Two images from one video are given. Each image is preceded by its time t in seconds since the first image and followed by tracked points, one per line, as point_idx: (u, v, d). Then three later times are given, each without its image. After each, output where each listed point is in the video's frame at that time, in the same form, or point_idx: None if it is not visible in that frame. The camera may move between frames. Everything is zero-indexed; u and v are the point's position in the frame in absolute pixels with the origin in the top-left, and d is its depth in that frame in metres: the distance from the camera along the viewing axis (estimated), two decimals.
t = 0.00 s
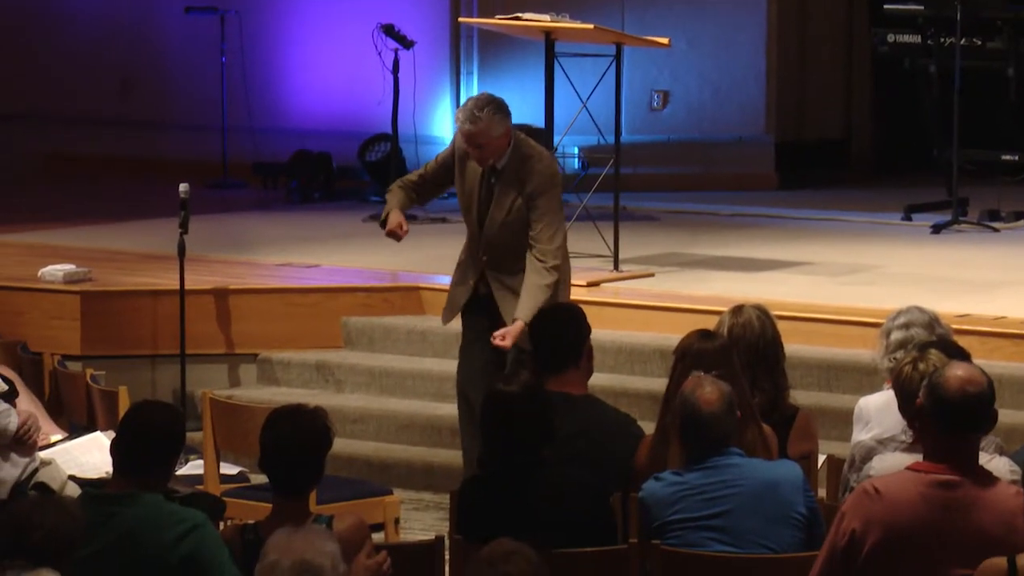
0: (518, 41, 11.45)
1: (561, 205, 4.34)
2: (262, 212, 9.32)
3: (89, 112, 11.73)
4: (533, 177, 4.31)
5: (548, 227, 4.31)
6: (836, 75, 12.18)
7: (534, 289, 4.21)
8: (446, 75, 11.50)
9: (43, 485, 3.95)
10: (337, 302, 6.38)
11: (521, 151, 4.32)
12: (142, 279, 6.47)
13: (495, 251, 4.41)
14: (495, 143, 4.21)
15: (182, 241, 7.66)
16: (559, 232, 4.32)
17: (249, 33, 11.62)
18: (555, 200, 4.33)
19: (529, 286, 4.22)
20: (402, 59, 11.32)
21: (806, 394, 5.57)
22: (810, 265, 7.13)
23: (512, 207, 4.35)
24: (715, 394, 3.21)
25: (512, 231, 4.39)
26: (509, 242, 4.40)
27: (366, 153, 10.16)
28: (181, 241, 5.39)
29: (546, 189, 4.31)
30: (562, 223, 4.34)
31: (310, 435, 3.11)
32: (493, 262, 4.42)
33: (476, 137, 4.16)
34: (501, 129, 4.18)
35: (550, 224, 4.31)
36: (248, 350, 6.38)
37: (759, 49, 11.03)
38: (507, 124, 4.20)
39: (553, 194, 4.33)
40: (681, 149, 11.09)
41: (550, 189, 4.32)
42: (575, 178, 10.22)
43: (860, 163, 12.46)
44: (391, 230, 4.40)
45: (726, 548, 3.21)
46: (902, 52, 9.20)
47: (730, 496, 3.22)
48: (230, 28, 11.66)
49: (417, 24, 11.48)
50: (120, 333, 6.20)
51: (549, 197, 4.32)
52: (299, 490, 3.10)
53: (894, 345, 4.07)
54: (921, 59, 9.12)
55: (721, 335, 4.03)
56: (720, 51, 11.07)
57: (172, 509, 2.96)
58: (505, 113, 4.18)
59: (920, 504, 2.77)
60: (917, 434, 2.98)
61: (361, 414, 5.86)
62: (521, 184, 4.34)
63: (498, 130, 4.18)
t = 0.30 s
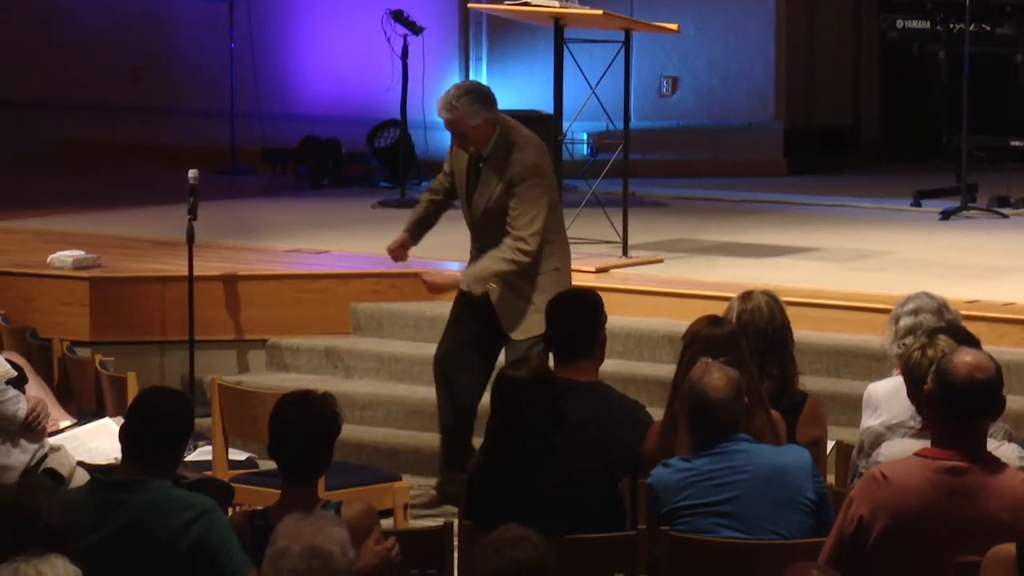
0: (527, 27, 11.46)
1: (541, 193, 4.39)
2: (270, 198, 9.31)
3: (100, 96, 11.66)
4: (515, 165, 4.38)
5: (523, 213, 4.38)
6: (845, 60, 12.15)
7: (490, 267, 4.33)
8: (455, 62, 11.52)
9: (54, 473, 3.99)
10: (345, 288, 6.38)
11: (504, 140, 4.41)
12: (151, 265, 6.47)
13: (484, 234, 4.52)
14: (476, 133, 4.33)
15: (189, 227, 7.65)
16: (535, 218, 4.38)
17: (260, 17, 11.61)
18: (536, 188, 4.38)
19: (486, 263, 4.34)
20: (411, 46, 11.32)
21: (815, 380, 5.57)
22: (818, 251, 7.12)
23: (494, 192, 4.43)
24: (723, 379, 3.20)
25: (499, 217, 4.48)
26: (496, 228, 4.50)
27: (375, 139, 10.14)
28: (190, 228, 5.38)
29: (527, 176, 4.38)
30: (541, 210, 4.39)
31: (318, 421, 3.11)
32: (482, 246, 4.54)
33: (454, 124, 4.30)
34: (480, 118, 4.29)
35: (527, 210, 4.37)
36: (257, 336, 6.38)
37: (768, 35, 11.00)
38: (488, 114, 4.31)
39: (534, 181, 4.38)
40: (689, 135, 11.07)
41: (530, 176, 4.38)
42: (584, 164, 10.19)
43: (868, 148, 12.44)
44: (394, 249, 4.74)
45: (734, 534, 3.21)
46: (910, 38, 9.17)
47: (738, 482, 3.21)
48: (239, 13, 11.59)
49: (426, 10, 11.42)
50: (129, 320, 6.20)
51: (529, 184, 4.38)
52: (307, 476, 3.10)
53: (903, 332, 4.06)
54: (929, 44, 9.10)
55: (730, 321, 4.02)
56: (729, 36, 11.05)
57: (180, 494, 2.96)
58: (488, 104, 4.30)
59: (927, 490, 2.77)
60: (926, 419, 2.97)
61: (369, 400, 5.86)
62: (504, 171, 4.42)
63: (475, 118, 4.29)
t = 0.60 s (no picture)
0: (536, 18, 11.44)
1: (467, 173, 4.50)
2: (279, 189, 9.31)
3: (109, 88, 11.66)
4: (445, 146, 4.51)
5: (446, 187, 4.51)
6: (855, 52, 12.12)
7: (398, 231, 4.47)
8: (464, 54, 11.57)
9: (63, 463, 4.00)
10: (354, 281, 6.39)
11: (446, 120, 4.53)
12: (160, 257, 6.46)
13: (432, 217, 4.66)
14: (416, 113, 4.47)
15: (199, 218, 7.65)
16: (457, 194, 4.50)
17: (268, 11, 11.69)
18: (465, 166, 4.50)
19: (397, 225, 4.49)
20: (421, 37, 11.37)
21: (824, 372, 5.56)
22: (828, 242, 7.10)
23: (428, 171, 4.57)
24: (733, 371, 3.20)
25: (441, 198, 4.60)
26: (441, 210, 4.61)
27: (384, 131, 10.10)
28: (200, 219, 5.38)
29: (453, 156, 4.50)
30: (466, 188, 4.51)
31: (328, 412, 3.12)
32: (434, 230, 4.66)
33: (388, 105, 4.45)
34: (417, 99, 4.42)
35: (451, 190, 4.50)
36: (266, 328, 6.39)
37: (778, 26, 10.98)
38: (423, 95, 4.42)
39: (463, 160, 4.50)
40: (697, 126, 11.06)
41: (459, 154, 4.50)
42: (593, 155, 10.18)
43: (878, 139, 12.41)
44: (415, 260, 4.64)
45: (744, 525, 3.21)
46: (920, 30, 9.14)
47: (748, 473, 3.21)
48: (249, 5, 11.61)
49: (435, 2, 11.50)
50: (138, 311, 6.20)
51: (458, 162, 4.50)
52: (317, 467, 3.11)
53: (913, 324, 4.05)
54: (939, 36, 9.07)
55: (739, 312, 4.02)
56: (737, 27, 11.05)
57: (189, 486, 2.96)
58: (427, 85, 4.43)
59: (937, 482, 2.76)
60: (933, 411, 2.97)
61: (378, 392, 5.86)
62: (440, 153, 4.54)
63: (409, 98, 4.41)
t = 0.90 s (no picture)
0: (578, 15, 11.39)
1: (442, 169, 4.46)
2: (323, 187, 9.34)
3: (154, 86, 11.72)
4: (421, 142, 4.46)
5: (422, 184, 4.46)
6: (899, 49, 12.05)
7: (373, 239, 4.49)
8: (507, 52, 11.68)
9: (109, 461, 4.01)
10: (399, 278, 6.39)
11: (425, 113, 4.48)
12: (206, 254, 6.48)
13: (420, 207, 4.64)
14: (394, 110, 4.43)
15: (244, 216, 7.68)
16: (431, 191, 4.46)
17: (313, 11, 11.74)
18: (442, 164, 4.45)
19: (371, 231, 4.51)
20: (464, 35, 11.43)
21: (869, 370, 5.51)
22: (872, 240, 7.05)
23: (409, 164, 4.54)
24: (779, 368, 3.17)
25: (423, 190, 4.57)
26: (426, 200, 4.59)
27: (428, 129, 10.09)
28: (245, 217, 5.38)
29: (427, 153, 4.45)
30: (440, 186, 4.46)
31: (372, 410, 3.11)
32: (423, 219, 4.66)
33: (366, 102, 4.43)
34: (391, 99, 4.38)
35: (425, 186, 4.46)
36: (311, 325, 6.39)
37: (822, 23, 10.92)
38: (398, 92, 4.38)
39: (441, 157, 4.45)
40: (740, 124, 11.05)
41: (436, 153, 4.45)
42: (637, 152, 10.16)
43: (921, 136, 12.33)
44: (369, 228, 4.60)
45: (790, 524, 3.18)
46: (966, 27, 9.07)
47: (793, 471, 3.19)
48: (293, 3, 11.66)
49: None
50: (185, 309, 6.22)
51: (434, 159, 4.45)
52: (361, 465, 3.10)
53: (958, 322, 4.01)
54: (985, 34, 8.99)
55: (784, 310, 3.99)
56: (781, 24, 11.02)
57: (235, 484, 2.97)
58: (401, 84, 4.38)
59: (982, 480, 2.73)
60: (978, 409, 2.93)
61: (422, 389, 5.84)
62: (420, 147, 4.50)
63: (385, 96, 4.37)
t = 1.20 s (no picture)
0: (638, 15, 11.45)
1: (457, 183, 4.39)
2: (379, 188, 9.35)
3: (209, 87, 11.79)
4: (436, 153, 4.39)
5: (436, 201, 4.40)
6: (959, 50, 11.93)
7: (403, 270, 4.41)
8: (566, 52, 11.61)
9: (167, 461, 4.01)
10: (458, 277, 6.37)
11: (441, 123, 4.40)
12: (263, 255, 6.50)
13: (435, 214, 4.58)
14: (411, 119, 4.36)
15: (301, 217, 7.70)
16: (445, 207, 4.39)
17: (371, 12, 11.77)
18: (458, 180, 4.39)
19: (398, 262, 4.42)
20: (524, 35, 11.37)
21: (927, 371, 5.46)
22: (931, 241, 6.98)
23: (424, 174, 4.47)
24: (827, 362, 3.22)
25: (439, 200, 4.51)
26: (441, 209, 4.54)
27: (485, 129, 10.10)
28: (303, 218, 5.39)
29: (442, 167, 4.38)
30: (456, 202, 4.40)
31: (429, 410, 3.11)
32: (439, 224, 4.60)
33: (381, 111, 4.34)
34: (407, 110, 4.31)
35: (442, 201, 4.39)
36: (368, 325, 6.38)
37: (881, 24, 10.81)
38: (414, 102, 4.30)
39: (458, 172, 4.38)
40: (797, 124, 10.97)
41: (452, 168, 4.38)
42: (695, 153, 10.10)
43: (981, 137, 12.21)
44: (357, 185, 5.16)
45: (846, 526, 3.16)
46: None
47: (852, 473, 3.17)
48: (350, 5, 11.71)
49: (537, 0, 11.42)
50: (241, 309, 6.24)
51: (449, 175, 4.38)
52: (417, 465, 3.09)
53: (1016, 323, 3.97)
54: None
55: (842, 311, 3.95)
56: (840, 24, 10.92)
57: (292, 484, 2.97)
58: (417, 95, 4.30)
59: None
60: None
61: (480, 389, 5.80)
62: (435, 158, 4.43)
63: (401, 106, 4.29)
